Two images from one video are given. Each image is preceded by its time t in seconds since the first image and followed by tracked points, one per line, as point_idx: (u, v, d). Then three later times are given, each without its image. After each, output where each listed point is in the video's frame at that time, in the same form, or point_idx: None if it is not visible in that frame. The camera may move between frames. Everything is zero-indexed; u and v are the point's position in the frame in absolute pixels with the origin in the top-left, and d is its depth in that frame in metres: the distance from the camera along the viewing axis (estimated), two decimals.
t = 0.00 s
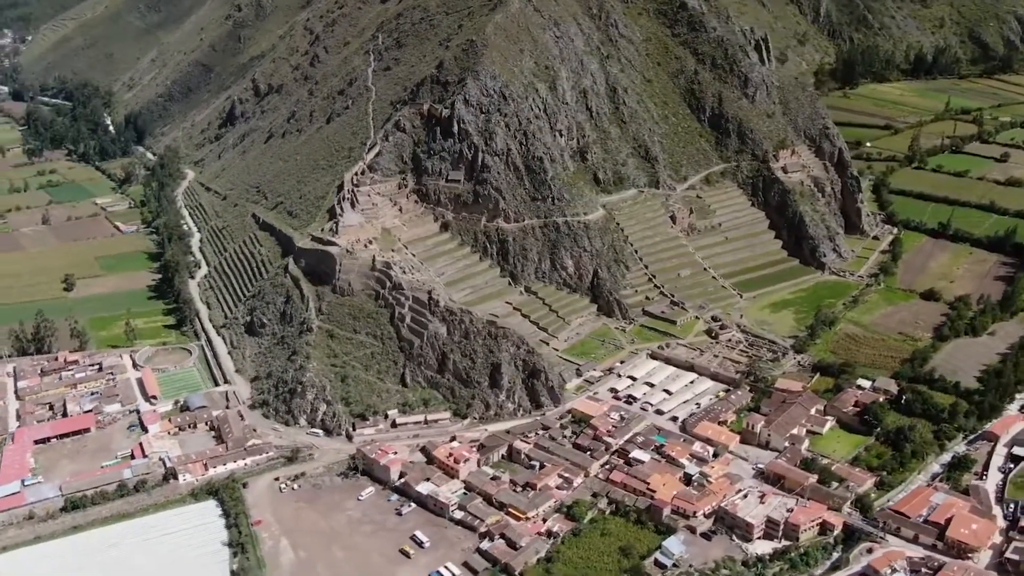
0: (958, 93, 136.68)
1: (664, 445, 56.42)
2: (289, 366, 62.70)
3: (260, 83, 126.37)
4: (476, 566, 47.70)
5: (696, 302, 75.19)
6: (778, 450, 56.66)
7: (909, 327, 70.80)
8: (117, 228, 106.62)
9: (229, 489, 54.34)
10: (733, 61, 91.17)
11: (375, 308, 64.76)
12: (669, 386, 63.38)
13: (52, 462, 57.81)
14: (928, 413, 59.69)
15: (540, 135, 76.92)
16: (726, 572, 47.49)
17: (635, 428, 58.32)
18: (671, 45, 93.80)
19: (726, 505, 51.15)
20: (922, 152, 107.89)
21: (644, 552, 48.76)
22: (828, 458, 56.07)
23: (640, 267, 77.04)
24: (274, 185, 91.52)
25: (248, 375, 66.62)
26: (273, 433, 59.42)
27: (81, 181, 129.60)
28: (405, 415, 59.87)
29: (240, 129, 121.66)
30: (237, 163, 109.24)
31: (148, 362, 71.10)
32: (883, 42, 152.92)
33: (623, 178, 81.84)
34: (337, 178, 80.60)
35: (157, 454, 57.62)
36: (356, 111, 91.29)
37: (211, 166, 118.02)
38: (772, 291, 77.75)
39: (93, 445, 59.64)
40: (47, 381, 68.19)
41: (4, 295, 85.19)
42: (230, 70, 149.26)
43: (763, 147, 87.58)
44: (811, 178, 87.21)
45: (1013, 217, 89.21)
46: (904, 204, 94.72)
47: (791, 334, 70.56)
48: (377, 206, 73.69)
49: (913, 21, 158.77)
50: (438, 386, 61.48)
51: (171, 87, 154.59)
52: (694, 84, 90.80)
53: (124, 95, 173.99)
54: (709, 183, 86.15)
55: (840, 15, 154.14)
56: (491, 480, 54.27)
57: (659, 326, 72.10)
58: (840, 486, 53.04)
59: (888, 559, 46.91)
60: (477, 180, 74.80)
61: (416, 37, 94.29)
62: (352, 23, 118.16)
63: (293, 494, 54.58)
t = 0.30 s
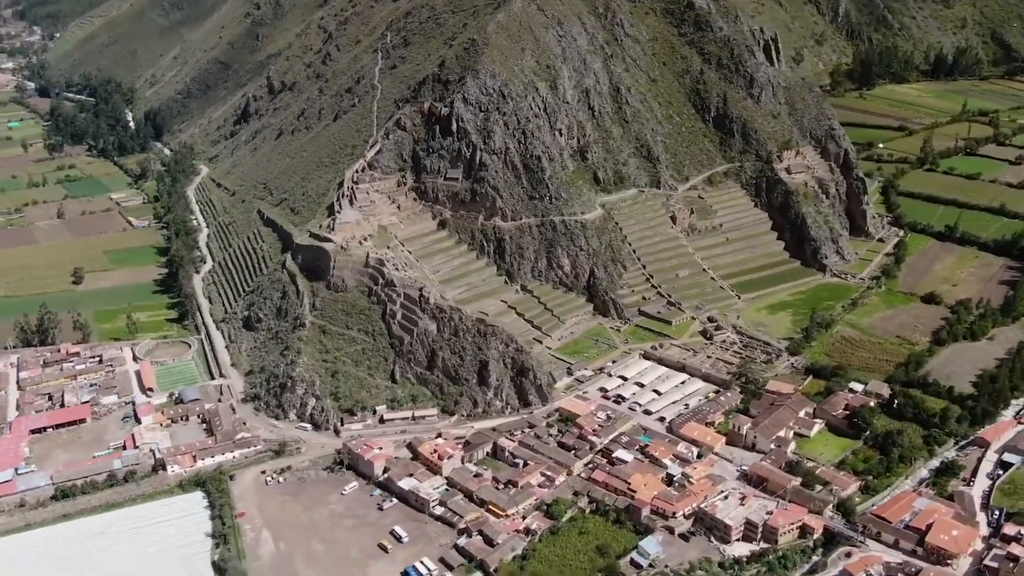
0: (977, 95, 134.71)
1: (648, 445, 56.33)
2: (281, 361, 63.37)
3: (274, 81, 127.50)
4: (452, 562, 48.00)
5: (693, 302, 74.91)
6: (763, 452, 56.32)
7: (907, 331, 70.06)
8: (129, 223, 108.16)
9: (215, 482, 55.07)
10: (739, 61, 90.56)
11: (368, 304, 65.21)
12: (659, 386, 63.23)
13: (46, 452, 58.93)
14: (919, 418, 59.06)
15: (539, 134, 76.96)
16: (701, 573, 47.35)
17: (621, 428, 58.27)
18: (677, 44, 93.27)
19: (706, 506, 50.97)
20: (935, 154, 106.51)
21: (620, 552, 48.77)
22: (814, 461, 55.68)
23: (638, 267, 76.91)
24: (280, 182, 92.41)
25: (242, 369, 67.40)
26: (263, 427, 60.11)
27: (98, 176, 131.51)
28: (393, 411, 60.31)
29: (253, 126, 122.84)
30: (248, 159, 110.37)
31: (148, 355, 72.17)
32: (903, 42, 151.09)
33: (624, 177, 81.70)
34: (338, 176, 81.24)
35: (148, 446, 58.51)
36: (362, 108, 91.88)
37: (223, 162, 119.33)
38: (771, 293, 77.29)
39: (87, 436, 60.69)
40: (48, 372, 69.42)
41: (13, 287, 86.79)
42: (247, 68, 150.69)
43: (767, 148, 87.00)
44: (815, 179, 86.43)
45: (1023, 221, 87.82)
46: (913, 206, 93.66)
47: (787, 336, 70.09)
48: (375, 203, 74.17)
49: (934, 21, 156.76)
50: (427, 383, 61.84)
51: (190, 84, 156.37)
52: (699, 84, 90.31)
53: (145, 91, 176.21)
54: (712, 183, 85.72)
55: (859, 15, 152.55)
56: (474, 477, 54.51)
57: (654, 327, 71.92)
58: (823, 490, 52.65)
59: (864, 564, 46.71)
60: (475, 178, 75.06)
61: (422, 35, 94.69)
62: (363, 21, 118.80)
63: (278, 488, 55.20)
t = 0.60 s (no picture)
0: (996, 96, 132.83)
1: (632, 445, 56.31)
2: (273, 355, 64.06)
3: (287, 78, 128.63)
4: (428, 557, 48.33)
5: (689, 303, 74.65)
6: (747, 454, 56.09)
7: (904, 334, 69.34)
8: (141, 218, 109.64)
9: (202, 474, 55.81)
10: (744, 62, 90.01)
11: (360, 301, 65.72)
12: (648, 386, 63.14)
13: (41, 441, 60.07)
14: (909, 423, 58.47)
15: (537, 133, 77.00)
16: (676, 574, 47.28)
17: (606, 428, 58.28)
18: (683, 44, 92.79)
19: (685, 507, 50.87)
20: (947, 156, 105.14)
21: (596, 551, 48.81)
22: (798, 464, 55.35)
23: (635, 267, 76.79)
24: (286, 178, 93.27)
25: (237, 363, 68.17)
26: (253, 421, 60.80)
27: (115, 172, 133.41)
28: (381, 406, 60.77)
29: (265, 123, 123.99)
30: (258, 156, 111.49)
31: (148, 348, 73.21)
32: (923, 42, 149.32)
33: (624, 177, 81.58)
34: (339, 173, 81.86)
35: (139, 437, 59.42)
36: (367, 106, 92.49)
37: (235, 159, 120.59)
38: (770, 294, 76.85)
39: (82, 426, 61.75)
40: (49, 363, 70.63)
41: (23, 280, 88.39)
42: (263, 65, 152.04)
43: (770, 148, 86.46)
44: (818, 181, 85.72)
45: None
46: (920, 209, 92.63)
47: (782, 338, 69.65)
48: (372, 200, 74.63)
49: (955, 21, 154.90)
50: (415, 379, 62.26)
51: (208, 81, 158.16)
52: (703, 84, 89.84)
53: (166, 88, 178.37)
54: (714, 184, 85.28)
55: (878, 15, 150.97)
56: (456, 473, 54.78)
57: (649, 327, 71.77)
58: (805, 493, 52.31)
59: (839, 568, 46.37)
60: (472, 177, 75.34)
61: (428, 34, 95.07)
62: (375, 19, 119.45)
63: (263, 481, 55.84)
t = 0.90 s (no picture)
0: (1013, 99, 131.04)
1: (615, 445, 56.31)
2: (265, 350, 64.76)
3: (299, 76, 129.70)
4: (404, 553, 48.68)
5: (685, 304, 74.42)
6: (731, 456, 55.91)
7: (899, 338, 68.70)
8: (152, 214, 111.05)
9: (189, 467, 56.56)
10: (748, 62, 89.50)
11: (352, 297, 66.24)
12: (636, 387, 63.10)
13: (35, 432, 61.16)
14: (897, 427, 57.95)
15: (534, 132, 77.08)
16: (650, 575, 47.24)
17: (590, 427, 58.32)
18: (688, 44, 92.31)
19: (662, 508, 50.80)
20: (958, 158, 103.84)
21: (571, 549, 48.85)
22: (782, 467, 55.06)
23: (631, 267, 76.71)
24: (290, 175, 94.12)
25: (232, 357, 68.96)
26: (242, 415, 61.49)
27: (130, 168, 135.17)
28: (369, 402, 61.25)
29: (277, 120, 125.08)
30: (267, 153, 112.52)
31: (147, 341, 74.22)
32: (941, 43, 147.65)
33: (623, 177, 81.48)
34: (339, 170, 82.48)
35: (129, 430, 60.32)
36: (371, 105, 93.09)
37: (247, 156, 121.79)
38: (766, 296, 76.45)
39: (76, 417, 62.79)
40: (50, 355, 71.82)
41: (31, 273, 89.91)
42: (279, 63, 153.25)
43: (773, 150, 85.96)
44: (821, 182, 85.09)
45: None
46: (926, 212, 91.63)
47: (775, 340, 69.29)
48: (369, 198, 75.10)
49: (974, 22, 153.25)
50: (404, 376, 62.72)
51: (225, 78, 159.80)
52: (707, 84, 89.36)
53: (186, 86, 180.41)
54: (714, 185, 84.91)
55: (896, 15, 149.44)
56: (437, 470, 55.07)
57: (642, 327, 71.63)
58: (786, 496, 52.03)
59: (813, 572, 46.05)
60: (469, 175, 75.61)
61: (433, 33, 95.46)
62: (385, 17, 120.02)
63: (249, 474, 56.49)
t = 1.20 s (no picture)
0: None
1: (597, 445, 56.36)
2: (257, 346, 65.44)
3: (311, 75, 130.61)
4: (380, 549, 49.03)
5: (680, 305, 74.20)
6: (713, 458, 55.74)
7: (894, 342, 68.05)
8: (162, 210, 112.40)
9: (177, 460, 57.35)
10: (752, 63, 88.88)
11: (344, 294, 66.77)
12: (624, 387, 63.07)
13: (30, 423, 62.25)
14: (884, 432, 57.42)
15: (531, 132, 77.17)
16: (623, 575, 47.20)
17: (575, 427, 58.37)
18: (692, 44, 91.38)
19: (640, 508, 50.74)
20: (969, 161, 102.49)
21: (546, 548, 48.93)
22: (764, 470, 54.81)
23: (627, 267, 76.61)
24: (295, 173, 94.87)
25: (227, 352, 69.73)
26: (232, 410, 62.19)
27: (145, 164, 136.89)
28: (357, 399, 61.74)
29: (288, 117, 126.06)
30: (276, 151, 113.47)
31: (146, 336, 75.22)
32: (960, 45, 145.86)
33: (621, 178, 81.34)
34: (339, 168, 83.07)
35: (121, 422, 61.22)
36: (375, 103, 93.59)
37: (257, 153, 122.92)
38: (763, 298, 76.08)
39: (71, 409, 63.82)
40: (51, 347, 72.94)
41: (40, 267, 91.40)
42: (294, 61, 154.20)
43: (775, 151, 85.43)
44: (822, 185, 84.49)
45: None
46: (932, 215, 90.62)
47: (768, 342, 68.93)
48: (366, 196, 75.58)
49: (994, 24, 151.77)
50: (392, 373, 63.15)
51: (241, 77, 161.32)
52: (710, 85, 88.72)
53: (205, 83, 182.29)
54: (715, 186, 84.53)
55: (914, 16, 147.76)
56: (419, 467, 55.36)
57: (635, 328, 71.50)
58: (765, 499, 51.75)
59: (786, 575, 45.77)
60: (465, 174, 75.82)
61: (438, 32, 95.77)
62: (395, 17, 120.49)
63: (235, 468, 57.15)
